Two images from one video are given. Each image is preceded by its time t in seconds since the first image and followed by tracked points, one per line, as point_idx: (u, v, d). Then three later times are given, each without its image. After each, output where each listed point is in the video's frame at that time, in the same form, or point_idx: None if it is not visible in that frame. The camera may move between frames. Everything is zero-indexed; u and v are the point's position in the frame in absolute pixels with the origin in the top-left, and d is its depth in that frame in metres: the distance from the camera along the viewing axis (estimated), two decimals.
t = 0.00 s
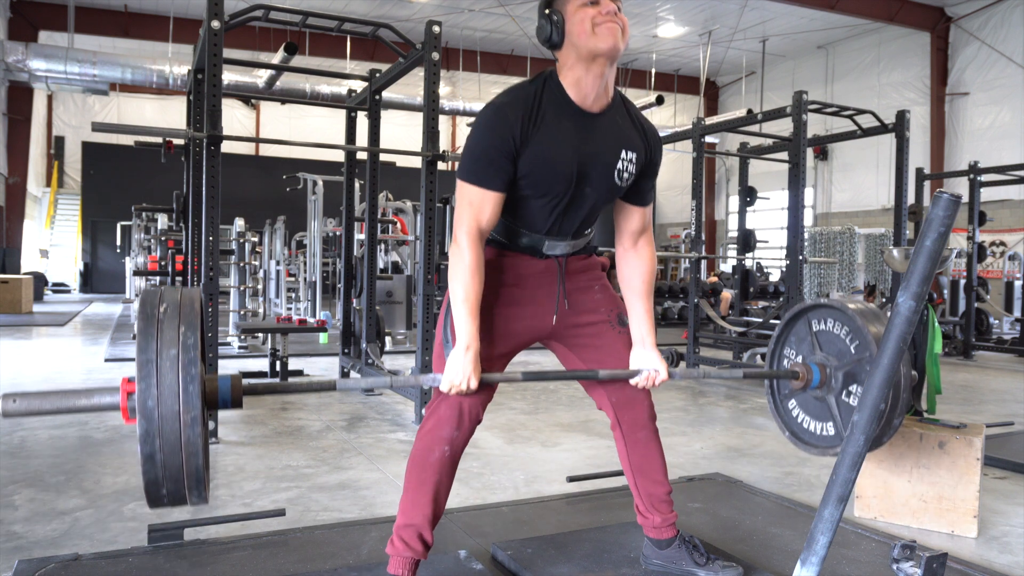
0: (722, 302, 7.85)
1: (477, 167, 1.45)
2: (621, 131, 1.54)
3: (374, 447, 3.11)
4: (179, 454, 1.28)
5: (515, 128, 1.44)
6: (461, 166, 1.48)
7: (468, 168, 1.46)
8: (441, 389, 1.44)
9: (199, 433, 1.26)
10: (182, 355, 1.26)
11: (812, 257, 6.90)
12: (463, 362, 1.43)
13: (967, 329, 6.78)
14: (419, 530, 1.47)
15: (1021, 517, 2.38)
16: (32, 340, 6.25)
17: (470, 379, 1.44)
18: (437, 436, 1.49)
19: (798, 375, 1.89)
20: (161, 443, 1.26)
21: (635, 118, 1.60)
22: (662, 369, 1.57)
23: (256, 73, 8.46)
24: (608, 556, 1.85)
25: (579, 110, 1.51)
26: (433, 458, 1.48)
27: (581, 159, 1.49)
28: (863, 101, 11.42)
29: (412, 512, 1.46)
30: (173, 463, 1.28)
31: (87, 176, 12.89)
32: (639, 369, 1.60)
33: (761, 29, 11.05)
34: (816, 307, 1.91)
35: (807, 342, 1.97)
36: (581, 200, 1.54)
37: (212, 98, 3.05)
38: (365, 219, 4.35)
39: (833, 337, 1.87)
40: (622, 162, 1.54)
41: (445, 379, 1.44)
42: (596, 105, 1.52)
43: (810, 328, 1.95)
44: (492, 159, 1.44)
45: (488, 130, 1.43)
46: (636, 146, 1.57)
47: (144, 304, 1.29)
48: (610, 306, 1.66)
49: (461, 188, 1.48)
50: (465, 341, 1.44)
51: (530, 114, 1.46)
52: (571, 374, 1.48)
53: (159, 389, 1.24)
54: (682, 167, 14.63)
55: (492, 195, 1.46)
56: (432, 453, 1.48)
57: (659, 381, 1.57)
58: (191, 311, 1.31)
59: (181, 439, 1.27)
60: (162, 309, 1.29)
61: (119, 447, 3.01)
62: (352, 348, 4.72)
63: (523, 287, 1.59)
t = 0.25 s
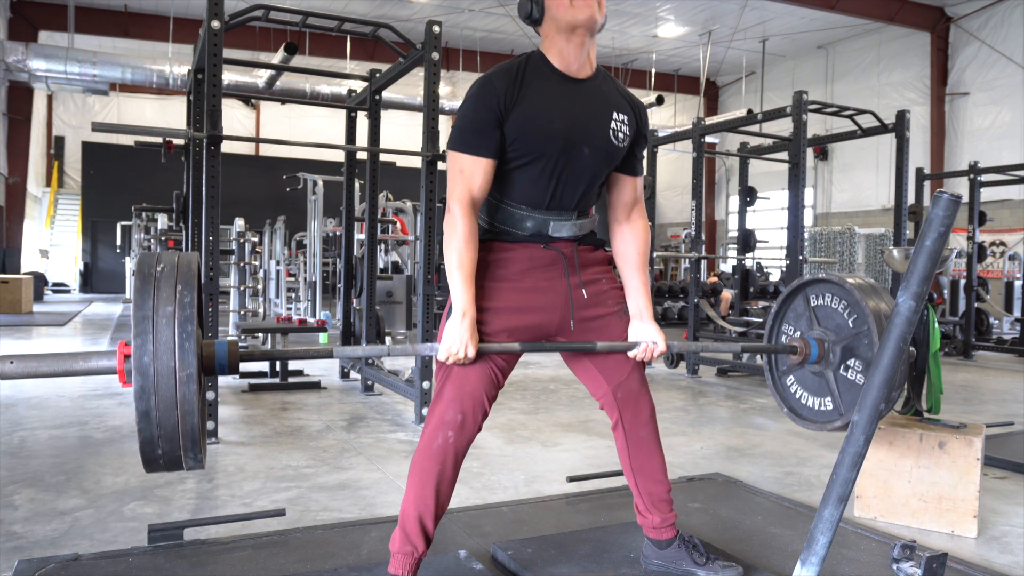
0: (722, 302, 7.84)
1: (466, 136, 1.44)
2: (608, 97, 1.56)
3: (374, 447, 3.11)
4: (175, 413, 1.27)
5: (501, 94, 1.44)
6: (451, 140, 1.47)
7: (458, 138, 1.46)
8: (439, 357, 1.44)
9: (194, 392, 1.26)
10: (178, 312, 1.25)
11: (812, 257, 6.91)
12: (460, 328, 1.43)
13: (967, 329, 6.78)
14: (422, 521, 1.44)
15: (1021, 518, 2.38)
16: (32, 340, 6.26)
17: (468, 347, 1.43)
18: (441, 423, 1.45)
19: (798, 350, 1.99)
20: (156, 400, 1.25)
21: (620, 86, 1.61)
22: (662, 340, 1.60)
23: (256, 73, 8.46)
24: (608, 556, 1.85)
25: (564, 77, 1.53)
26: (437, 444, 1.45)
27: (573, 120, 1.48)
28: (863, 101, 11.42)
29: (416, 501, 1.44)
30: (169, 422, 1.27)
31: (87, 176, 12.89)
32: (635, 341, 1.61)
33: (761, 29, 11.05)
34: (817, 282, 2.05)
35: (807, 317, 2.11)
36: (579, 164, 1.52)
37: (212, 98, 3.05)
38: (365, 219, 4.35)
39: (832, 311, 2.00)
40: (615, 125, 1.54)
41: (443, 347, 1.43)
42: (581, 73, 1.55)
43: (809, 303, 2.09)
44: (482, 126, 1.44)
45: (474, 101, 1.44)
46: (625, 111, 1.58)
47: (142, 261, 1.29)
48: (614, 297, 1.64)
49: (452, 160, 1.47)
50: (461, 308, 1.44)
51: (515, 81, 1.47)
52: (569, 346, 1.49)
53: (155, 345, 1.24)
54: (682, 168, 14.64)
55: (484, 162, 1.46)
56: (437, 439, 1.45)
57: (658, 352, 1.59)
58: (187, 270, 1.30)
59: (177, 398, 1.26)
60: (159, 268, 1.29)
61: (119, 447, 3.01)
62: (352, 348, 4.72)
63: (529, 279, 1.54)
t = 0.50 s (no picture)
0: (722, 302, 7.84)
1: (455, 122, 1.49)
2: (581, 79, 1.63)
3: (374, 447, 3.11)
4: (172, 390, 1.28)
5: (481, 79, 1.51)
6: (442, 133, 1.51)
7: (448, 127, 1.50)
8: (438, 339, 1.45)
9: (190, 368, 1.26)
10: (174, 288, 1.26)
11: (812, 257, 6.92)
12: (458, 309, 1.46)
13: (967, 329, 6.78)
14: (423, 521, 1.44)
15: (1020, 518, 2.38)
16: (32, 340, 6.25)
17: (468, 329, 1.45)
18: (443, 415, 1.45)
19: (799, 335, 2.05)
20: (153, 376, 1.26)
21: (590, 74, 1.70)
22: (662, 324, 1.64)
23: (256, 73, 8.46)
24: (608, 556, 1.85)
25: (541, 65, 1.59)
26: (438, 439, 1.45)
27: (553, 95, 1.54)
28: (864, 101, 11.42)
29: (419, 496, 1.44)
30: (166, 399, 1.28)
31: (87, 176, 12.90)
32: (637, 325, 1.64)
33: (761, 29, 11.05)
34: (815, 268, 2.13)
35: (806, 303, 2.20)
36: (569, 136, 1.56)
37: (212, 98, 3.05)
38: (365, 219, 4.35)
39: (831, 296, 2.09)
40: (593, 102, 1.61)
41: (442, 330, 1.44)
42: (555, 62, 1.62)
43: (808, 289, 2.18)
44: (467, 109, 1.49)
45: (456, 91, 1.50)
46: (600, 90, 1.65)
47: (138, 243, 1.31)
48: (615, 289, 1.65)
49: (445, 149, 1.50)
50: (459, 289, 1.47)
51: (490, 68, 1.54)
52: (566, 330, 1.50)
53: (152, 320, 1.25)
54: (682, 168, 14.64)
55: (475, 142, 1.50)
56: (438, 433, 1.45)
57: (659, 335, 1.62)
58: (183, 248, 1.32)
59: (173, 374, 1.27)
60: (155, 248, 1.31)
61: (120, 447, 3.01)
62: (352, 348, 4.72)
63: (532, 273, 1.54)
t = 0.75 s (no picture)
0: (722, 302, 7.84)
1: (451, 122, 1.49)
2: (574, 78, 1.64)
3: (374, 447, 3.11)
4: (176, 377, 1.26)
5: (473, 79, 1.52)
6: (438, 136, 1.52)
7: (444, 126, 1.50)
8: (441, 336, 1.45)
9: (194, 353, 1.26)
10: (177, 274, 1.26)
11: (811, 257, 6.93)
12: (461, 305, 1.46)
13: (967, 329, 6.78)
14: (424, 522, 1.44)
15: (1020, 518, 2.38)
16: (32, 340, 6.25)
17: (471, 324, 1.45)
18: (445, 414, 1.45)
19: (797, 328, 2.07)
20: (156, 363, 1.25)
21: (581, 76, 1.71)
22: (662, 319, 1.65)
23: (256, 73, 8.46)
24: (608, 556, 1.85)
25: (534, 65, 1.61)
26: (440, 437, 1.44)
27: (548, 92, 1.55)
28: (863, 101, 11.42)
29: (421, 496, 1.43)
30: (170, 388, 1.26)
31: (87, 176, 12.90)
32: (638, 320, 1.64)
33: (761, 29, 11.05)
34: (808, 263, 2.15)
35: (802, 299, 2.21)
36: (566, 132, 1.56)
37: (212, 99, 3.05)
38: (365, 220, 4.35)
39: (825, 289, 2.10)
40: (587, 100, 1.62)
41: (446, 326, 1.45)
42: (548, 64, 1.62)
43: (803, 284, 2.19)
44: (462, 107, 1.50)
45: (451, 92, 1.51)
46: (594, 90, 1.66)
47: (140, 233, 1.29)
48: (614, 288, 1.65)
49: (442, 149, 1.50)
50: (460, 283, 1.47)
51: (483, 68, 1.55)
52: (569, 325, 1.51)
53: (155, 307, 1.24)
54: (682, 168, 14.64)
55: (472, 139, 1.50)
56: (440, 433, 1.45)
57: (660, 328, 1.63)
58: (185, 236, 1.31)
59: (177, 360, 1.26)
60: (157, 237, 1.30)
61: (120, 447, 3.01)
62: (352, 348, 4.72)
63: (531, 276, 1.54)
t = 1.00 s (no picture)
0: (722, 302, 7.84)
1: (467, 136, 1.45)
2: (604, 94, 1.57)
3: (374, 447, 3.11)
4: (183, 405, 1.30)
5: (498, 90, 1.46)
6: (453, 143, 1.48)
7: (459, 138, 1.46)
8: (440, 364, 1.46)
9: (201, 377, 1.30)
10: (183, 304, 1.33)
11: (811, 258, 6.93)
12: (462, 333, 1.45)
13: (967, 329, 6.79)
14: (421, 522, 1.44)
15: (1021, 517, 2.38)
16: (32, 340, 6.25)
17: (470, 354, 1.45)
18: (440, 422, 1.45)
19: (785, 346, 2.06)
20: (164, 392, 1.29)
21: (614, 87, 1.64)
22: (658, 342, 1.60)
23: (256, 73, 8.46)
24: (608, 556, 1.85)
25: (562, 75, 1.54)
26: (436, 443, 1.44)
27: (571, 116, 1.50)
28: (863, 101, 11.43)
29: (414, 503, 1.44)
30: (178, 415, 1.30)
31: (87, 176, 12.89)
32: (633, 343, 1.61)
33: (761, 29, 11.05)
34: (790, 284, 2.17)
35: (785, 320, 2.22)
36: (581, 163, 1.52)
37: (212, 99, 3.05)
38: (365, 220, 4.35)
39: (810, 308, 2.11)
40: (612, 124, 1.57)
41: (446, 355, 1.45)
42: (576, 71, 1.56)
43: (785, 305, 2.20)
44: (481, 122, 1.45)
45: (473, 104, 1.45)
46: (621, 111, 1.60)
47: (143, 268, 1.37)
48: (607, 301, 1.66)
49: (454, 162, 1.47)
50: (463, 313, 1.46)
51: (509, 77, 1.48)
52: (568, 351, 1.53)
53: (162, 335, 1.30)
54: (682, 168, 14.64)
55: (486, 159, 1.46)
56: (435, 439, 1.44)
57: (654, 354, 1.60)
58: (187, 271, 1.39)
59: (185, 387, 1.30)
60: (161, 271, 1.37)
61: (120, 447, 3.01)
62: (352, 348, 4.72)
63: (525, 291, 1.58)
